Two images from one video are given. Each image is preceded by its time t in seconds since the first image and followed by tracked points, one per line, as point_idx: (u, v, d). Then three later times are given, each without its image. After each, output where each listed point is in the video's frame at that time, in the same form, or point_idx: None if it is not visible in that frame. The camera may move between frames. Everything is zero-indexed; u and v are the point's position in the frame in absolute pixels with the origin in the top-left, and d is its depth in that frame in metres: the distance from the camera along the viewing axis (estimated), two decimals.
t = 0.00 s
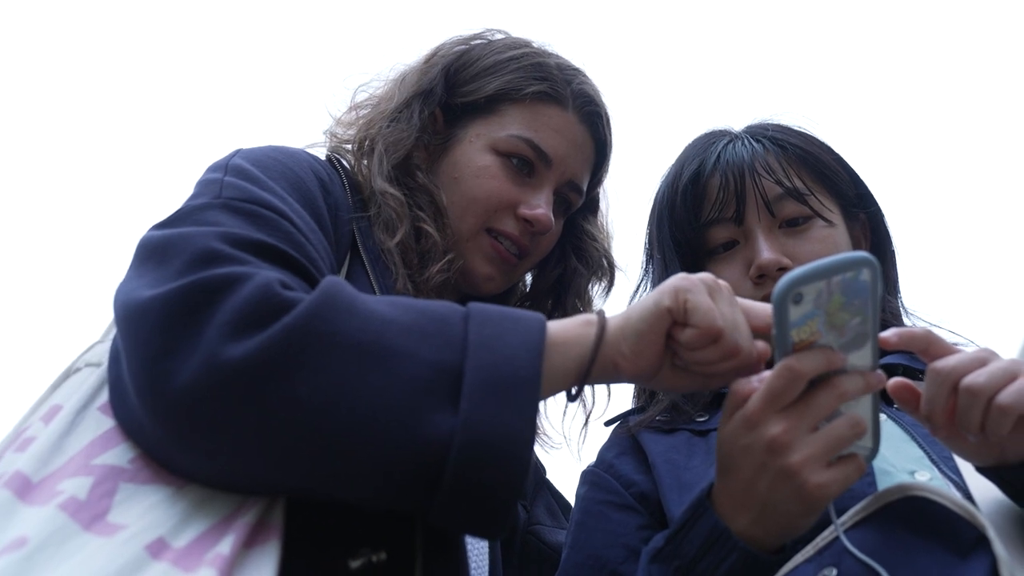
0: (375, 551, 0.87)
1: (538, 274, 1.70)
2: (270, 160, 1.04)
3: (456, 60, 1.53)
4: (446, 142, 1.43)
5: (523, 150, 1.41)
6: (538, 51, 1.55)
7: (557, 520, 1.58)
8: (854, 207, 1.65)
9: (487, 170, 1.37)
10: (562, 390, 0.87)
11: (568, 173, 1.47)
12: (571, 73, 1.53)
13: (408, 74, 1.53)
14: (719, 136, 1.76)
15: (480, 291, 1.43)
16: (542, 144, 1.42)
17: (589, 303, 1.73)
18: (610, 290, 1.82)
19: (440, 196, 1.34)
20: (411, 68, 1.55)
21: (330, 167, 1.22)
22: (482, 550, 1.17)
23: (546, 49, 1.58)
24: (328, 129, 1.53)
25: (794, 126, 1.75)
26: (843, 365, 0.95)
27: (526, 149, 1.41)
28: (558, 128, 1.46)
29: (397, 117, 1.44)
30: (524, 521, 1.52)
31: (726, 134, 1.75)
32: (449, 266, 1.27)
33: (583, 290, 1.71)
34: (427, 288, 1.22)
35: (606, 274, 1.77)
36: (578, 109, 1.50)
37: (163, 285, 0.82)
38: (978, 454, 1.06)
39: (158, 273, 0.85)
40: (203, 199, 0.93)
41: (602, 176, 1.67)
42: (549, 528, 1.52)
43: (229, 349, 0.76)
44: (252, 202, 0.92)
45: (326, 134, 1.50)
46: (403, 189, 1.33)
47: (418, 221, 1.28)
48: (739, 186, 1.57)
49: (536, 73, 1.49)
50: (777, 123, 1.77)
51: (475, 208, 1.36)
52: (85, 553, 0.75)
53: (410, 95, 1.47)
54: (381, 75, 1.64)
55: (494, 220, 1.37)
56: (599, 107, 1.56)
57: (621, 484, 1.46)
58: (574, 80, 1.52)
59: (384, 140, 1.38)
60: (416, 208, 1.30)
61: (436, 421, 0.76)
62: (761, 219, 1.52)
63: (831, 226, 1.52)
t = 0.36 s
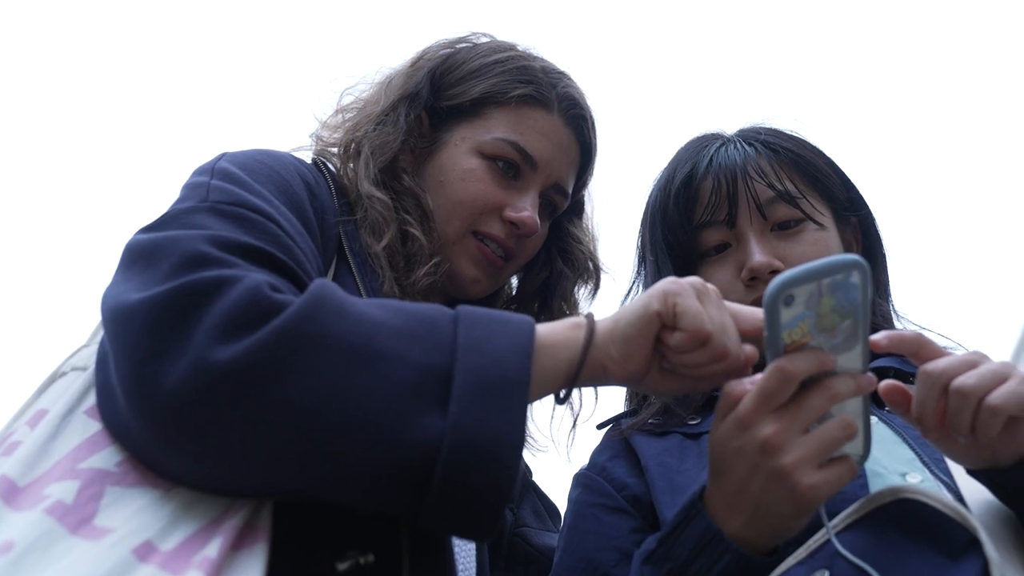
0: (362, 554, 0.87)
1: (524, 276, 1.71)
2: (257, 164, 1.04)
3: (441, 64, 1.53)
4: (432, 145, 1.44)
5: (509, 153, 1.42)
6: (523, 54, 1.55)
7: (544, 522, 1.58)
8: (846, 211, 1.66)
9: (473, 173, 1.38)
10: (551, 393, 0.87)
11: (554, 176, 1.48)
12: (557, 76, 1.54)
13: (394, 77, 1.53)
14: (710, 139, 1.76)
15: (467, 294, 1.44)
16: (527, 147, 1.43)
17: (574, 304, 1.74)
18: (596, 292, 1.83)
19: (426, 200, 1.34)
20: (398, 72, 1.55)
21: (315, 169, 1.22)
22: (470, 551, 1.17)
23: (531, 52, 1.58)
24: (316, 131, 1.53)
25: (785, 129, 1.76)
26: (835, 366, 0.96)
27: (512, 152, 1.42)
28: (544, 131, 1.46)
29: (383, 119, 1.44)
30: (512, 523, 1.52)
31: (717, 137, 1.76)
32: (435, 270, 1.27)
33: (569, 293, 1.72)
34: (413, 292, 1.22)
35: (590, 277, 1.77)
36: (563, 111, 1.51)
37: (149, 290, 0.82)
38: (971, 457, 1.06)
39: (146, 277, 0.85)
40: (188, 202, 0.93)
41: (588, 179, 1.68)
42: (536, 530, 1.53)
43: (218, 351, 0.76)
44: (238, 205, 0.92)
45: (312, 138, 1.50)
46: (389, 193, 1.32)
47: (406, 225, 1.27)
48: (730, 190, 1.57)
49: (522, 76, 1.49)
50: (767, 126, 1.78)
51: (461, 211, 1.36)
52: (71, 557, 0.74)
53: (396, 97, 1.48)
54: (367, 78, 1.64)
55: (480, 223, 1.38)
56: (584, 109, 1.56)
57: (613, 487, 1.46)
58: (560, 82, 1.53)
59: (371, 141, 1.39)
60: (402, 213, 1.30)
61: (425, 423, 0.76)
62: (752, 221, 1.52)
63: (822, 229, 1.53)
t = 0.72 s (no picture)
0: (360, 553, 0.87)
1: (521, 276, 1.71)
2: (255, 164, 1.04)
3: (438, 62, 1.53)
4: (430, 144, 1.44)
5: (507, 153, 1.42)
6: (518, 53, 1.56)
7: (540, 522, 1.59)
8: (832, 209, 1.66)
9: (472, 172, 1.38)
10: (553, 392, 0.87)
11: (553, 177, 1.48)
12: (554, 75, 1.55)
13: (391, 77, 1.53)
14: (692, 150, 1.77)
15: (465, 294, 1.45)
16: (526, 147, 1.43)
17: (572, 304, 1.74)
18: (594, 292, 1.83)
19: (423, 199, 1.34)
20: (395, 71, 1.55)
21: (315, 172, 1.22)
22: (467, 549, 1.17)
23: (527, 51, 1.59)
24: (313, 131, 1.53)
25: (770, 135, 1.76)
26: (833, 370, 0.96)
27: (510, 152, 1.42)
28: (543, 131, 1.47)
29: (380, 118, 1.44)
30: (508, 524, 1.52)
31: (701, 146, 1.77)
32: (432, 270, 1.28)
33: (567, 293, 1.72)
34: (410, 291, 1.23)
35: (588, 277, 1.78)
36: (561, 110, 1.51)
37: (151, 289, 0.82)
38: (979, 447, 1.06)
39: (147, 276, 0.85)
40: (187, 203, 0.93)
41: (583, 178, 1.69)
42: (533, 531, 1.53)
43: (222, 349, 0.76)
44: (237, 204, 0.92)
45: (309, 138, 1.50)
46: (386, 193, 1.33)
47: (403, 225, 1.28)
48: (708, 188, 1.59)
49: (519, 76, 1.50)
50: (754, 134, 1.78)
51: (460, 211, 1.36)
52: (67, 557, 0.74)
53: (394, 96, 1.48)
54: (365, 77, 1.64)
55: (479, 223, 1.38)
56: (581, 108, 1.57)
57: (610, 490, 1.46)
58: (557, 82, 1.54)
59: (368, 140, 1.38)
60: (399, 212, 1.30)
61: (428, 421, 0.76)
62: (730, 218, 1.54)
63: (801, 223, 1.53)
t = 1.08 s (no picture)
0: (349, 554, 0.87)
1: (512, 271, 1.70)
2: (246, 159, 1.04)
3: (424, 58, 1.53)
4: (421, 140, 1.43)
5: (500, 141, 1.41)
6: (502, 46, 1.55)
7: (531, 522, 1.60)
8: (822, 211, 1.66)
9: (466, 160, 1.37)
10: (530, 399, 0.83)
11: (546, 161, 1.48)
12: (539, 64, 1.53)
13: (379, 75, 1.54)
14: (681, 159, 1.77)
15: (469, 280, 1.45)
16: (517, 134, 1.43)
17: (562, 295, 1.75)
18: (582, 281, 1.83)
19: (417, 194, 1.35)
20: (383, 69, 1.56)
21: (305, 165, 1.22)
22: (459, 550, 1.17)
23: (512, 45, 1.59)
24: (303, 130, 1.52)
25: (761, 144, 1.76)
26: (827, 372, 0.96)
27: (503, 140, 1.41)
28: (532, 117, 1.46)
29: (371, 111, 1.46)
30: (500, 522, 1.51)
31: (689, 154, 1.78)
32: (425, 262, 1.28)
33: (556, 283, 1.73)
34: (401, 285, 1.23)
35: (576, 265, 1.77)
36: (548, 98, 1.50)
37: (127, 285, 0.81)
38: (968, 464, 1.06)
39: (122, 271, 0.84)
40: (172, 197, 0.92)
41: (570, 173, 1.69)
42: (524, 529, 1.54)
43: (195, 350, 0.75)
44: (222, 201, 0.91)
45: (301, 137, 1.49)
46: (377, 187, 1.34)
47: (396, 219, 1.28)
48: (698, 195, 1.59)
49: (506, 65, 1.49)
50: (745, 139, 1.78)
51: (458, 198, 1.35)
52: (49, 555, 0.73)
53: (383, 92, 1.49)
54: (349, 75, 1.65)
55: (477, 210, 1.37)
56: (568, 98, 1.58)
57: (606, 491, 1.45)
58: (542, 70, 1.52)
59: (353, 134, 1.41)
60: (391, 205, 1.31)
61: (402, 419, 0.76)
62: (722, 222, 1.54)
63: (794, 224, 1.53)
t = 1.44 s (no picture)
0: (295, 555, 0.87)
1: (491, 257, 1.75)
2: (206, 153, 1.05)
3: (395, 52, 1.57)
4: (399, 120, 1.46)
5: (476, 117, 1.47)
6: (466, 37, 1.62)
7: (522, 509, 1.61)
8: (829, 195, 1.66)
9: (447, 135, 1.41)
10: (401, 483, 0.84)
11: (518, 139, 1.54)
12: (505, 55, 1.63)
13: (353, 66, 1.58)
14: (690, 137, 1.76)
15: (453, 251, 1.46)
16: (492, 110, 1.49)
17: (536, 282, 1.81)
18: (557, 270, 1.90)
19: (397, 167, 1.37)
20: (355, 62, 1.59)
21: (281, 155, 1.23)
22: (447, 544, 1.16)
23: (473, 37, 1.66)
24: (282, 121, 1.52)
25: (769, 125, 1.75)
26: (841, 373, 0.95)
27: (478, 116, 1.47)
28: (505, 95, 1.54)
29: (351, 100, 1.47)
30: (493, 508, 1.53)
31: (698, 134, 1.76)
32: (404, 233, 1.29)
33: (532, 272, 1.80)
34: (378, 252, 1.24)
35: (549, 255, 1.85)
36: (516, 80, 1.59)
37: (21, 276, 0.81)
38: (975, 484, 1.05)
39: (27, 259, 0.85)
40: (109, 185, 0.92)
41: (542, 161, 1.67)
42: (516, 516, 1.55)
43: (61, 370, 0.74)
44: (153, 189, 0.91)
45: (280, 131, 1.49)
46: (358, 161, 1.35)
47: (374, 189, 1.31)
48: (708, 176, 1.58)
49: (473, 51, 1.57)
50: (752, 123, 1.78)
51: (440, 170, 1.38)
52: None
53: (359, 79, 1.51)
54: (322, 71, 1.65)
55: (459, 180, 1.40)
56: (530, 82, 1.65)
57: (609, 482, 1.44)
58: (508, 59, 1.62)
59: (341, 114, 1.42)
60: (371, 178, 1.33)
61: (250, 482, 0.75)
62: (730, 206, 1.53)
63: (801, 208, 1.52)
